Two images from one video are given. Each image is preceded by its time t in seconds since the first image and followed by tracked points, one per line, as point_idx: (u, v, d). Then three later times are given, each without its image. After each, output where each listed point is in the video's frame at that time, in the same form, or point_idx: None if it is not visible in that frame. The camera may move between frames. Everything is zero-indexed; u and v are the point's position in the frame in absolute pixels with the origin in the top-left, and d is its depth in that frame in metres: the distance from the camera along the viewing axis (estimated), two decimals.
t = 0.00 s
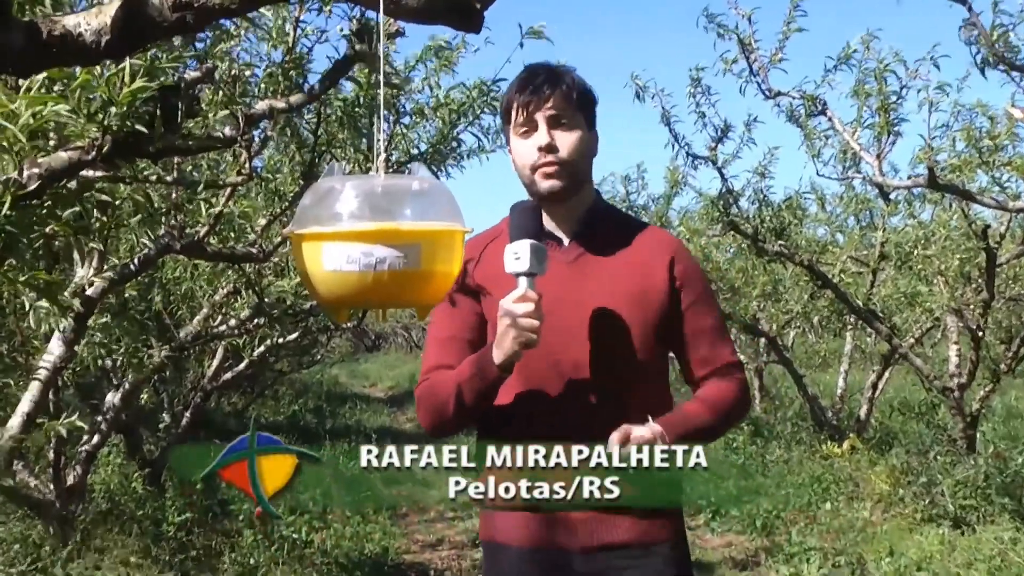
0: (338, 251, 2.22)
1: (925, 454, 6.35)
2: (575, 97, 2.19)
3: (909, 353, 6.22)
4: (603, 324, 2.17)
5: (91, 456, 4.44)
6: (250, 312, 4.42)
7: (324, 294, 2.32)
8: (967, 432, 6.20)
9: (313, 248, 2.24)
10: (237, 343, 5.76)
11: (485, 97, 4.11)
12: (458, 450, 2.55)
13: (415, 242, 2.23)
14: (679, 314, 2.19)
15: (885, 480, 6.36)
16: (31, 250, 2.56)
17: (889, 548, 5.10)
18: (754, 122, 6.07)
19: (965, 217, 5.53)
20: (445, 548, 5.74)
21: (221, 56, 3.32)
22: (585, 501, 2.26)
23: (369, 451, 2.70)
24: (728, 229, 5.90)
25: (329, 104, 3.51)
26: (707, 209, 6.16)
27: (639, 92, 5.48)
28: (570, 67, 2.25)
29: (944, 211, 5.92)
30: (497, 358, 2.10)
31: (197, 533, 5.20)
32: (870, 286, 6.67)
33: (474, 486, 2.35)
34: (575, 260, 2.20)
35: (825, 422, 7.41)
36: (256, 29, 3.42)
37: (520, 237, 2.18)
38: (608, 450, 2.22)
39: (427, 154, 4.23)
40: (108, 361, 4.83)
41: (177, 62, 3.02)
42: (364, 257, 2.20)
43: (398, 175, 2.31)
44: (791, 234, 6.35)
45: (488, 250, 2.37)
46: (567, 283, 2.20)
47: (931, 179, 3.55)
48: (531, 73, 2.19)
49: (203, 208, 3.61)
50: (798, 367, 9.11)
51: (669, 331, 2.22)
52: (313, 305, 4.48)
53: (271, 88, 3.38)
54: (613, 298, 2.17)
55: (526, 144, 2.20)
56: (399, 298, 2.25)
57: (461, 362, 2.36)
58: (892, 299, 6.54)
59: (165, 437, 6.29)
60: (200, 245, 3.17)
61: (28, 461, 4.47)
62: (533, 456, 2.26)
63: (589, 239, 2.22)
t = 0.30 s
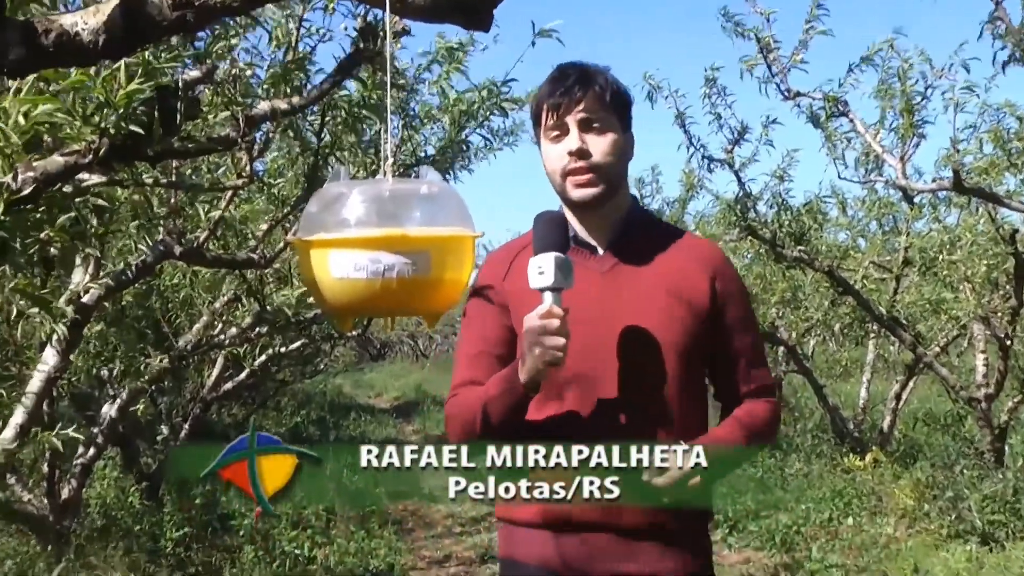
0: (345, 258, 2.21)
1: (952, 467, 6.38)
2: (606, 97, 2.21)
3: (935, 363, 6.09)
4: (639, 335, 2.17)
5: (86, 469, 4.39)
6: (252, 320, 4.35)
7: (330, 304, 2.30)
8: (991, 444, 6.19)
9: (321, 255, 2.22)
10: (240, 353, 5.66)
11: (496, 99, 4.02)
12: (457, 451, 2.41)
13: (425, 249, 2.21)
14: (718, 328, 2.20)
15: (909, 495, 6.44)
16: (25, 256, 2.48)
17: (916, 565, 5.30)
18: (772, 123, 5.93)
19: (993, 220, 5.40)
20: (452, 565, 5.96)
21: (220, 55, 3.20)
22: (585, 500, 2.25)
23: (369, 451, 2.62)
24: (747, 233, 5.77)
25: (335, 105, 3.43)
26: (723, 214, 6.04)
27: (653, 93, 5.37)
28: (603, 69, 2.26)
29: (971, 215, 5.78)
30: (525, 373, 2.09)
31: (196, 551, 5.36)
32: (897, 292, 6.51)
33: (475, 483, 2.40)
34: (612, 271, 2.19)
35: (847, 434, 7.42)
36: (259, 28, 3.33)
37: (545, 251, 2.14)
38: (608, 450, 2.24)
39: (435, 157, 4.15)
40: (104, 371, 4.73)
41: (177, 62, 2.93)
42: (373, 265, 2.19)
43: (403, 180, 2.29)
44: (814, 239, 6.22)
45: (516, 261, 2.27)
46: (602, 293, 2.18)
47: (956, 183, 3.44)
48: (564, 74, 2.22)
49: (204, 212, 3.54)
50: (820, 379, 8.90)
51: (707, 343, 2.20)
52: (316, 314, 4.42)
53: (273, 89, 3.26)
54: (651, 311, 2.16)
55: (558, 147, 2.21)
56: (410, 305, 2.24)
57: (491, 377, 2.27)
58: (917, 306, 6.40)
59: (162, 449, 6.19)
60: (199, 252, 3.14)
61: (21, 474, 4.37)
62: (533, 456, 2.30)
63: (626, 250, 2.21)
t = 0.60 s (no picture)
0: (351, 266, 2.11)
1: (975, 481, 6.31)
2: (639, 101, 2.13)
3: (957, 373, 5.96)
4: (666, 342, 2.09)
5: (78, 483, 4.36)
6: (250, 328, 4.29)
7: (336, 313, 2.19)
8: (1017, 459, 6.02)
9: (327, 264, 2.13)
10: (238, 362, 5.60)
11: (501, 101, 3.96)
12: (457, 450, 2.29)
13: (433, 255, 2.12)
14: (747, 337, 2.12)
15: (931, 510, 6.40)
16: (14, 260, 2.39)
17: None
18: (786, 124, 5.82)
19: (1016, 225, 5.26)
20: None
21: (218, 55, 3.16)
22: (584, 500, 2.19)
23: (369, 451, 2.35)
24: (763, 239, 5.65)
25: (335, 106, 3.36)
26: (737, 219, 5.94)
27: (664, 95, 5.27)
28: (634, 68, 2.19)
29: (995, 219, 5.64)
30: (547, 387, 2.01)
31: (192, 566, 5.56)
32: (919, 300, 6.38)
33: (474, 485, 2.28)
34: (638, 276, 2.13)
35: (865, 446, 7.30)
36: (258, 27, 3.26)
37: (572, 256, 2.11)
38: (608, 450, 2.15)
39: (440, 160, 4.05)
40: (98, 380, 4.67)
41: (173, 62, 2.85)
42: (380, 273, 2.09)
43: (410, 185, 2.18)
44: (830, 245, 6.11)
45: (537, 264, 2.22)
46: (628, 298, 2.12)
47: (979, 185, 3.32)
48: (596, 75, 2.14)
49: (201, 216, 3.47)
50: (838, 390, 8.76)
51: (736, 352, 2.13)
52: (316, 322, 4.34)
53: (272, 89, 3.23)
54: (678, 317, 2.09)
55: (586, 151, 2.14)
56: (419, 314, 2.15)
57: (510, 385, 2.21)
58: (938, 314, 6.29)
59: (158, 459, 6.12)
60: (196, 258, 3.05)
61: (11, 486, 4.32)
62: (533, 456, 2.21)
63: (653, 255, 2.15)
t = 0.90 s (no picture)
0: (353, 271, 2.02)
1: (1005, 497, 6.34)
2: (685, 105, 2.07)
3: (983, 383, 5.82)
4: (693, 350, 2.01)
5: (73, 496, 4.30)
6: (251, 336, 4.24)
7: (338, 320, 2.10)
8: None
9: (329, 268, 2.04)
10: (239, 371, 5.53)
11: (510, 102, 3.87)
12: (457, 450, 2.16)
13: (439, 260, 2.02)
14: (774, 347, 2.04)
15: (957, 527, 6.34)
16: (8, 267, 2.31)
17: None
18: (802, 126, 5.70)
19: None
20: None
21: (218, 55, 3.09)
22: (584, 501, 2.10)
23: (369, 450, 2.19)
24: (782, 244, 5.52)
25: (338, 106, 3.28)
26: (756, 224, 5.84)
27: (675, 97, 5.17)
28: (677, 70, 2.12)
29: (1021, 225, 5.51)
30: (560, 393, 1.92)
31: None
32: (944, 308, 6.25)
33: (474, 485, 2.17)
34: (665, 282, 2.05)
35: (888, 459, 7.18)
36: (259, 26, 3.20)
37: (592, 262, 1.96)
38: (608, 450, 2.07)
39: (447, 163, 3.96)
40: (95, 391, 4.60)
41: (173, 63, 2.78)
42: (383, 278, 1.99)
43: (416, 189, 2.07)
44: (850, 250, 5.98)
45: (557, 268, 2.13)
46: (654, 304, 2.04)
47: (1005, 187, 3.20)
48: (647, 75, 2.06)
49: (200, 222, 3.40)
50: (859, 401, 8.61)
51: (762, 362, 2.05)
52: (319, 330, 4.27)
53: (274, 90, 3.17)
54: (706, 325, 2.02)
55: (628, 150, 2.04)
56: (423, 321, 2.05)
57: (525, 392, 2.11)
58: (963, 322, 6.18)
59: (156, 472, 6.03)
60: (196, 264, 2.96)
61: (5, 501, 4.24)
62: (533, 456, 2.10)
63: (680, 261, 2.07)
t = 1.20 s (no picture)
0: (348, 277, 1.91)
1: None
2: (710, 105, 2.01)
3: (1000, 390, 5.71)
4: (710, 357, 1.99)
5: (63, 508, 4.22)
6: (247, 343, 4.18)
7: (332, 326, 1.99)
8: None
9: (322, 273, 1.93)
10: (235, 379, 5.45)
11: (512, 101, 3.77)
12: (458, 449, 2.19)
13: (436, 268, 1.93)
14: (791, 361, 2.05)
15: (975, 540, 6.45)
16: None
17: None
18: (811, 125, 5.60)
19: None
20: None
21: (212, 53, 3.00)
22: (585, 501, 2.05)
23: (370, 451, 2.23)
24: (794, 249, 5.42)
25: (335, 106, 3.21)
26: (767, 227, 5.73)
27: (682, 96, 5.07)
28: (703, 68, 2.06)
29: None
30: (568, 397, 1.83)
31: None
32: (959, 313, 6.13)
33: (474, 485, 2.18)
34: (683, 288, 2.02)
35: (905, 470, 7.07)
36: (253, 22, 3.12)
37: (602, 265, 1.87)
38: (608, 450, 2.04)
39: (448, 164, 3.87)
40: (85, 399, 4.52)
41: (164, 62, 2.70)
42: (378, 285, 1.90)
43: (413, 194, 1.98)
44: (865, 254, 5.87)
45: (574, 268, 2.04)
46: (672, 310, 2.01)
47: None
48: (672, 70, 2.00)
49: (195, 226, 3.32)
50: (874, 409, 8.49)
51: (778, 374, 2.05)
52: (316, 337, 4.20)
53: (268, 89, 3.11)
54: (724, 334, 2.00)
55: (649, 146, 1.97)
56: (418, 330, 1.95)
57: (531, 400, 2.01)
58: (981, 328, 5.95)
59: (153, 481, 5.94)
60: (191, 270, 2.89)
61: None
62: (533, 456, 2.01)
63: (699, 267, 2.04)
